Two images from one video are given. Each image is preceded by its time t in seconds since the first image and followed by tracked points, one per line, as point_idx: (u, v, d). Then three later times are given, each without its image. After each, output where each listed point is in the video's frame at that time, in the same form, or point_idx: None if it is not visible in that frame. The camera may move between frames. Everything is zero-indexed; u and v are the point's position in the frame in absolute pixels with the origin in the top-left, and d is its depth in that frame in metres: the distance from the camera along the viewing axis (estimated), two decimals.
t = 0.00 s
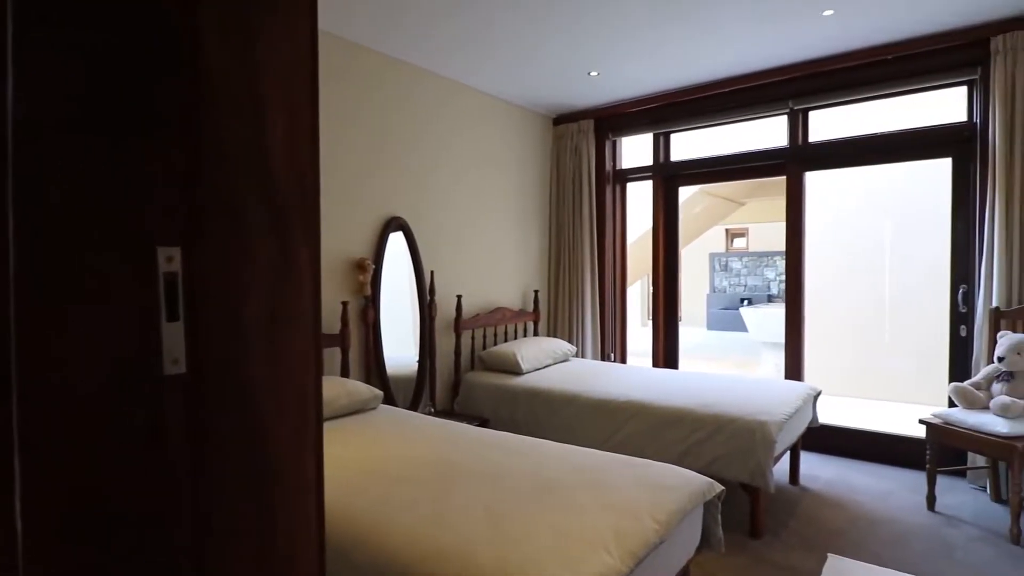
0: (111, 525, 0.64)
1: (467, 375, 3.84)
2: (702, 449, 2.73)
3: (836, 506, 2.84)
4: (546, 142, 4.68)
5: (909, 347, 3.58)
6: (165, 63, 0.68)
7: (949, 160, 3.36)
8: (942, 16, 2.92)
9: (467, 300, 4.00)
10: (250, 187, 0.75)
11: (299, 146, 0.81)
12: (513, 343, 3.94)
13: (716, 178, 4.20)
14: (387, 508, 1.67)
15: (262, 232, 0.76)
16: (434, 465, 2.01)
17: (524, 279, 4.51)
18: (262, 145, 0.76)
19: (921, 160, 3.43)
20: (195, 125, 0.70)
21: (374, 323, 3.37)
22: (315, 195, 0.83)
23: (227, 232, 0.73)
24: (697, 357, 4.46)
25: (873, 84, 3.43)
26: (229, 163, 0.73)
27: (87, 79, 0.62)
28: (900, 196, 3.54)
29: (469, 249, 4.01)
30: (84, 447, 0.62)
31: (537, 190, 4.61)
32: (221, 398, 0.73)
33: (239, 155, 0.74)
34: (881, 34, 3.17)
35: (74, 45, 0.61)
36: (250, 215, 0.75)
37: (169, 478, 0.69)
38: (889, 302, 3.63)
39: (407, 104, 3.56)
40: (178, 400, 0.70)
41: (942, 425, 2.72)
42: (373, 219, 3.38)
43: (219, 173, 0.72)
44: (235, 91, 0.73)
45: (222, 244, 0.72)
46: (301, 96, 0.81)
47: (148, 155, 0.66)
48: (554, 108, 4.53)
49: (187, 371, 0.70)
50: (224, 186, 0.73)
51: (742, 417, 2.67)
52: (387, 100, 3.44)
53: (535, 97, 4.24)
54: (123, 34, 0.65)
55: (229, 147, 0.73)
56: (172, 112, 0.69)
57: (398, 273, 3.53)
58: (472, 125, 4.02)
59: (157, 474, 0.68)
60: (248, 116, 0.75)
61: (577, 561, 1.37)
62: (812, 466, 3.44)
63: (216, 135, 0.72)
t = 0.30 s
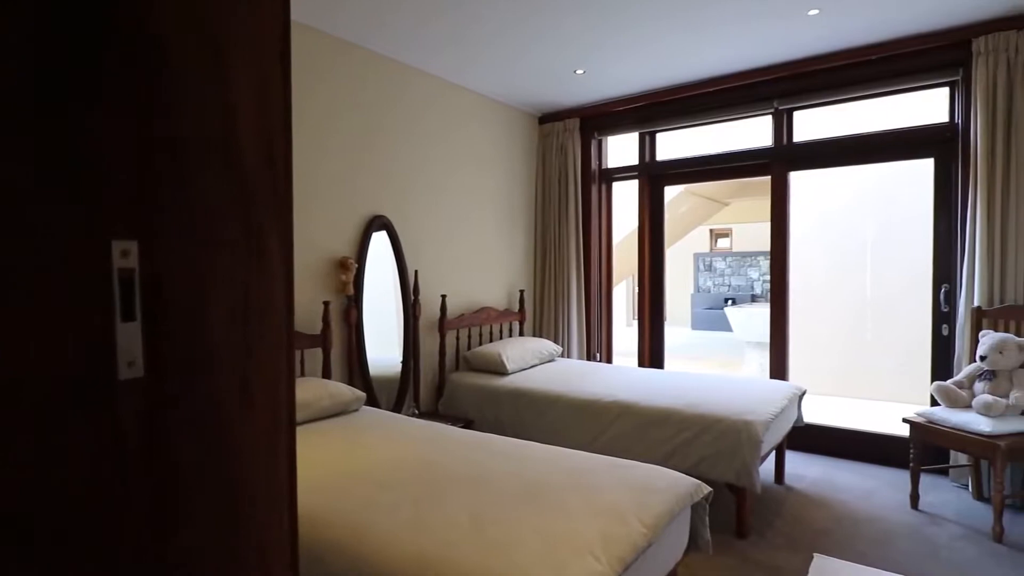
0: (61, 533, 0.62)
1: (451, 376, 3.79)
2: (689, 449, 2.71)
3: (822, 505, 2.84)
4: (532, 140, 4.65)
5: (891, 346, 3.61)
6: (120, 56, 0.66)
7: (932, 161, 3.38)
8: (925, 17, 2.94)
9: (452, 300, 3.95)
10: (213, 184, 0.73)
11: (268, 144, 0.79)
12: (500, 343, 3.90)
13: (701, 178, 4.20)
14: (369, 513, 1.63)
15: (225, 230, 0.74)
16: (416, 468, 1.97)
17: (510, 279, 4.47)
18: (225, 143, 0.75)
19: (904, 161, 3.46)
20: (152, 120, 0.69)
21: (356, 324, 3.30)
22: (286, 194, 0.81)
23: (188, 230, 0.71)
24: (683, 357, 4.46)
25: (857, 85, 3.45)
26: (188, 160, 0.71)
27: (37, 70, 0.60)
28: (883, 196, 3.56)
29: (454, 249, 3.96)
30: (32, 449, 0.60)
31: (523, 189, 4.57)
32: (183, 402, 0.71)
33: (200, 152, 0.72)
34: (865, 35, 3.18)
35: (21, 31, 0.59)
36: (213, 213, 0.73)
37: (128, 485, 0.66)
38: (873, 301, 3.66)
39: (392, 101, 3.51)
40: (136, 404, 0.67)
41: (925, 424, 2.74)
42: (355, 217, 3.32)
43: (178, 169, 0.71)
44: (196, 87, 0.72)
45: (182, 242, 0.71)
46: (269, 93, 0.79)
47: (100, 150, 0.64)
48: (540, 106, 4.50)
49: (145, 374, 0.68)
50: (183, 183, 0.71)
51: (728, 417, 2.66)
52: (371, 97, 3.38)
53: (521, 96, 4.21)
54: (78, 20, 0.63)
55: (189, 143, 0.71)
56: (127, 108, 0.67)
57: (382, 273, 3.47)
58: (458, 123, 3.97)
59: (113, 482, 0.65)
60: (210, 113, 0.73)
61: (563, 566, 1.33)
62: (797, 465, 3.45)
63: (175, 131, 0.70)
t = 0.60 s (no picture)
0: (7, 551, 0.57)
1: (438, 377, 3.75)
2: (678, 450, 2.69)
3: (810, 505, 2.84)
4: (519, 139, 4.61)
5: (878, 345, 3.62)
6: (75, 38, 0.61)
7: (918, 161, 3.40)
8: (912, 17, 2.96)
9: (438, 299, 3.90)
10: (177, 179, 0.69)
11: (237, 137, 0.76)
12: (488, 343, 3.87)
13: (689, 178, 4.20)
14: (353, 518, 1.58)
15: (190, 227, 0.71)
16: (402, 472, 1.92)
17: (497, 279, 4.43)
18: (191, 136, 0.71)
19: (890, 161, 3.47)
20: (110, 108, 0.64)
21: (341, 323, 3.24)
22: (255, 192, 0.78)
23: (149, 226, 0.67)
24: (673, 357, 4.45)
25: (845, 85, 3.46)
26: (150, 152, 0.67)
27: None
28: (870, 196, 3.57)
29: (440, 248, 3.92)
30: None
31: (510, 188, 4.53)
32: (143, 410, 0.66)
33: (163, 143, 0.68)
34: (853, 34, 3.19)
35: None
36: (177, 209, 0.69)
37: (82, 500, 0.62)
38: (859, 301, 3.67)
39: (377, 97, 3.45)
40: (92, 413, 0.62)
41: (912, 423, 2.74)
42: (340, 215, 3.27)
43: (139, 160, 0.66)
44: (161, 74, 0.68)
45: (141, 238, 0.66)
46: (238, 87, 0.76)
47: (51, 139, 0.60)
48: (528, 105, 4.47)
49: (100, 379, 0.63)
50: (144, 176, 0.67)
51: (717, 417, 2.65)
52: (357, 93, 3.33)
53: (509, 94, 4.18)
54: None
55: (152, 132, 0.67)
56: (83, 94, 0.62)
57: (368, 272, 3.42)
58: (445, 121, 3.93)
59: (69, 493, 0.61)
60: (175, 103, 0.69)
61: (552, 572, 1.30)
62: (784, 465, 3.45)
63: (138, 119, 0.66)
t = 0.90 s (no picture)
0: None
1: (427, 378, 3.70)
2: (669, 450, 2.66)
3: (801, 505, 2.83)
4: (509, 137, 4.57)
5: (867, 344, 3.62)
6: (32, 16, 0.58)
7: (907, 160, 3.41)
8: (901, 16, 2.96)
9: (427, 299, 3.86)
10: (140, 167, 0.66)
11: (204, 124, 0.73)
12: (477, 343, 3.83)
13: (679, 177, 4.18)
14: (338, 524, 1.54)
15: (152, 222, 0.67)
16: (389, 477, 1.88)
17: (487, 278, 4.39)
18: (153, 126, 0.67)
19: (879, 160, 3.48)
20: (64, 94, 0.60)
21: (327, 324, 3.18)
22: (222, 185, 0.75)
23: (105, 220, 0.63)
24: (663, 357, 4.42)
25: (834, 84, 3.46)
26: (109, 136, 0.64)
27: None
28: (860, 195, 3.57)
29: (429, 247, 3.87)
30: None
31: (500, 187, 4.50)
32: (97, 415, 0.62)
33: (122, 133, 0.65)
34: (842, 33, 3.19)
35: None
36: (135, 202, 0.66)
37: (29, 503, 0.58)
38: (849, 300, 3.67)
39: (365, 93, 3.41)
40: (41, 419, 0.59)
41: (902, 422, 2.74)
42: (327, 214, 3.21)
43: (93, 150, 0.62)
44: (120, 54, 0.64)
45: (95, 232, 0.62)
46: (208, 76, 0.73)
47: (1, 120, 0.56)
48: (518, 103, 4.43)
49: (48, 383, 0.59)
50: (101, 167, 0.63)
51: (709, 417, 2.62)
52: (344, 89, 3.28)
53: (499, 91, 4.14)
54: None
55: (111, 115, 0.64)
56: (32, 73, 0.58)
57: (356, 271, 3.37)
58: (434, 119, 3.89)
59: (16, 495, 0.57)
60: (136, 92, 0.66)
61: None
62: (775, 464, 3.44)
63: (94, 100, 0.63)
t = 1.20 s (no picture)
0: None
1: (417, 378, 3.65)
2: (662, 450, 2.63)
3: (794, 505, 2.81)
4: (500, 134, 4.53)
5: (858, 344, 3.62)
6: None
7: (899, 160, 3.40)
8: (895, 14, 2.95)
9: (417, 298, 3.81)
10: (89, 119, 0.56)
11: (170, 71, 0.62)
12: (467, 343, 3.78)
13: (671, 176, 4.16)
14: (324, 528, 1.49)
15: (104, 204, 0.58)
16: (377, 479, 1.83)
17: (478, 277, 4.35)
18: (107, 90, 0.57)
19: (872, 160, 3.47)
20: None
21: (315, 323, 3.12)
22: (197, 162, 0.65)
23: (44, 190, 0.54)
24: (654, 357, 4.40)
25: (827, 82, 3.45)
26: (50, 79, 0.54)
27: None
28: (852, 195, 3.57)
29: (420, 245, 3.82)
30: None
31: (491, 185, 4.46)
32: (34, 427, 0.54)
33: (67, 97, 0.55)
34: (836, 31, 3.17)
35: None
36: (82, 169, 0.56)
37: None
38: (840, 300, 3.66)
39: (353, 88, 3.35)
40: None
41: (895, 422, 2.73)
42: (315, 211, 3.16)
43: (29, 117, 0.53)
44: None
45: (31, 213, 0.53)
46: (174, 16, 0.62)
47: None
48: (509, 100, 4.40)
49: None
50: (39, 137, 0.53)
51: (702, 417, 2.60)
52: (332, 84, 3.22)
53: (490, 88, 4.10)
54: None
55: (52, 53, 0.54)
56: None
57: (345, 270, 3.31)
58: (424, 116, 3.84)
59: None
60: (86, 49, 0.56)
61: None
62: (766, 464, 3.43)
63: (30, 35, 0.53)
